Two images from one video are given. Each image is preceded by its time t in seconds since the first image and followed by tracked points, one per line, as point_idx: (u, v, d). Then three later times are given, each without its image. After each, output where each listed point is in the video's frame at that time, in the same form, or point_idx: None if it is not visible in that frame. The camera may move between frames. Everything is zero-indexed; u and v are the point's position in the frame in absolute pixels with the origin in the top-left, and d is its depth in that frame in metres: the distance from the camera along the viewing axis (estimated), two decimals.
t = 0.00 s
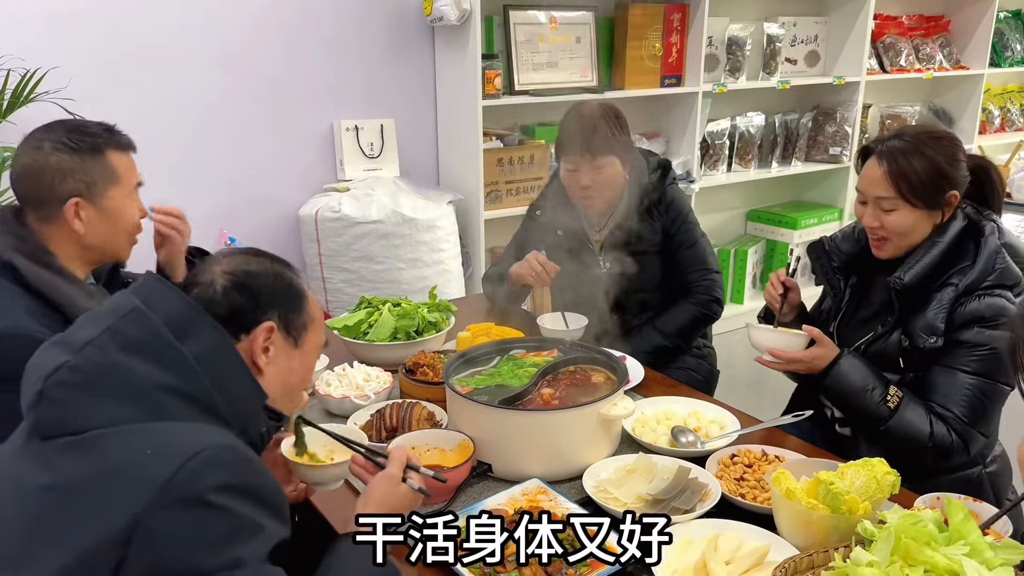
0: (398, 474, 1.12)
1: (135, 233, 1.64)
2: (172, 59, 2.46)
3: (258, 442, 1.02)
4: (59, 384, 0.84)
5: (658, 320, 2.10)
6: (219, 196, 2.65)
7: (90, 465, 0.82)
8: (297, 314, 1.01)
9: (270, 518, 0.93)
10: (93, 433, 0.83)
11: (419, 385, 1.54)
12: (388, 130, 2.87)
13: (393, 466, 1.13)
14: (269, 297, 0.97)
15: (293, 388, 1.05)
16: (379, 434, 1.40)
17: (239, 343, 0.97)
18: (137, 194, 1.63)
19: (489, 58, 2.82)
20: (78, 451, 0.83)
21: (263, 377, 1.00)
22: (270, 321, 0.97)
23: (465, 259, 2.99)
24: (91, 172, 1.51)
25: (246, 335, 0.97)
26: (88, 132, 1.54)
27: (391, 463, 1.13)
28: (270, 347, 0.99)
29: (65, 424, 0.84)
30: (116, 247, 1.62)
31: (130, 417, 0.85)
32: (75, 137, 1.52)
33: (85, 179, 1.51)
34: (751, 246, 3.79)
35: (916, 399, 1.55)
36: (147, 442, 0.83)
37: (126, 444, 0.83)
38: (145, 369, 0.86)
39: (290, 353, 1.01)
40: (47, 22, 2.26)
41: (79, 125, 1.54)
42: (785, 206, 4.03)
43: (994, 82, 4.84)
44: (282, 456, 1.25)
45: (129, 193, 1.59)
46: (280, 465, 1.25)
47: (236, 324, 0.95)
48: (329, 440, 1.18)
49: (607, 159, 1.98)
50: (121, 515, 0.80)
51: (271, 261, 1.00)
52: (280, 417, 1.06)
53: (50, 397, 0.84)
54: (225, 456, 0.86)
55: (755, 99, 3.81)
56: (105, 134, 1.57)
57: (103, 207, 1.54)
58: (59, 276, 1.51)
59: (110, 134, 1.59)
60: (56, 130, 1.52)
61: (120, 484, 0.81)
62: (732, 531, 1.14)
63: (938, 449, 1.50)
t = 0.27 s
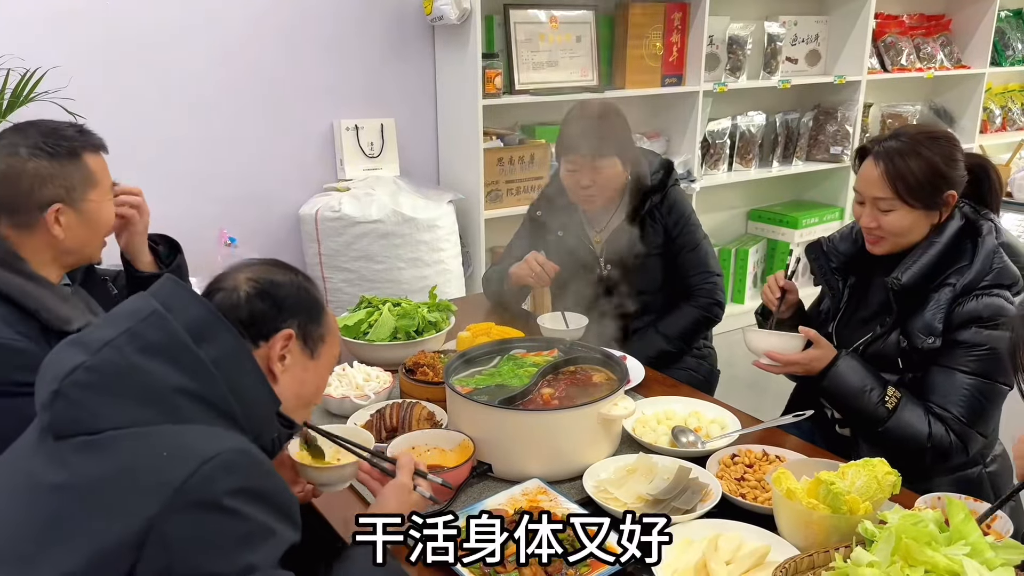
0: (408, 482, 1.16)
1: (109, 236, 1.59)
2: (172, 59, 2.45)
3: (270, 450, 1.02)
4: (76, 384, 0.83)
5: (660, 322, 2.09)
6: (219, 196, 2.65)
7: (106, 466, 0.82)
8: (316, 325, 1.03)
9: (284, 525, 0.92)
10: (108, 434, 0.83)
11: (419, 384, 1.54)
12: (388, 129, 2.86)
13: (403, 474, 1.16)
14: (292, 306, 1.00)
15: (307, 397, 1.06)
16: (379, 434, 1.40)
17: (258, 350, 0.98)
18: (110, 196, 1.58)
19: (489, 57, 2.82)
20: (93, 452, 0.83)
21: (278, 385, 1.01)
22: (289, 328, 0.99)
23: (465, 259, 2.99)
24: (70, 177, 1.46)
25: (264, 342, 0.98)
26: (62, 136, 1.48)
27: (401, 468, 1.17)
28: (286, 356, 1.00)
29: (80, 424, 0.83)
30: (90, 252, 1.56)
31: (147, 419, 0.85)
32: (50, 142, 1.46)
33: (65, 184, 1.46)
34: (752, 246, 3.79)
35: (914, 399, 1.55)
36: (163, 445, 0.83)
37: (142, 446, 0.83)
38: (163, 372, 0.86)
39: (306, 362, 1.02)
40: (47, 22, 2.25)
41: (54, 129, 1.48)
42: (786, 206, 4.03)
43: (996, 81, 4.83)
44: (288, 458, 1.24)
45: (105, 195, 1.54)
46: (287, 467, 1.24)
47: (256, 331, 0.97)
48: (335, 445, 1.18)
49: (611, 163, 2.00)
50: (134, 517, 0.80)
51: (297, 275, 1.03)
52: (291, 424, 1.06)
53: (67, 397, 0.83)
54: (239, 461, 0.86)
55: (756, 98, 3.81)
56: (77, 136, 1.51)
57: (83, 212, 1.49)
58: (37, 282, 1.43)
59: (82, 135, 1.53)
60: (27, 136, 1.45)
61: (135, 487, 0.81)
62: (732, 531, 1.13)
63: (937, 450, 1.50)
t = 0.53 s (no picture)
0: (395, 476, 1.16)
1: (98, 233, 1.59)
2: (172, 59, 2.45)
3: (273, 453, 1.02)
4: (79, 386, 0.83)
5: (661, 325, 2.09)
6: (220, 196, 2.65)
7: (109, 469, 0.82)
8: (319, 331, 1.03)
9: (287, 531, 0.92)
10: (111, 437, 0.83)
11: (419, 385, 1.54)
12: (389, 129, 2.86)
13: (390, 470, 1.17)
14: (296, 311, 0.99)
15: (308, 402, 1.06)
16: (379, 435, 1.40)
17: (261, 354, 0.97)
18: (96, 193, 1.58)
19: (489, 57, 2.82)
20: (97, 455, 0.83)
21: (281, 389, 1.01)
22: (293, 335, 0.99)
23: (466, 259, 2.99)
24: (53, 175, 1.46)
25: (268, 347, 0.98)
26: (44, 135, 1.48)
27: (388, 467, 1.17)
28: (289, 361, 1.00)
29: (82, 426, 0.83)
30: (82, 249, 1.56)
31: (150, 422, 0.84)
32: (31, 141, 1.46)
33: (48, 183, 1.45)
34: (753, 246, 3.78)
35: (913, 398, 1.55)
36: (166, 449, 0.83)
37: (146, 449, 0.82)
38: (165, 374, 0.86)
39: (309, 367, 1.03)
40: (47, 22, 2.25)
41: (35, 128, 1.48)
42: (787, 206, 4.02)
43: (997, 81, 4.82)
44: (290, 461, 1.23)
45: (90, 192, 1.54)
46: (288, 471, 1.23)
47: (261, 335, 0.97)
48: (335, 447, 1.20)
49: (610, 162, 1.98)
50: (138, 520, 0.80)
51: (302, 278, 1.03)
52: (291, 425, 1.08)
53: (69, 399, 0.83)
54: (243, 466, 0.86)
55: (757, 98, 3.81)
56: (58, 132, 1.50)
57: (69, 211, 1.49)
58: (29, 284, 1.43)
59: (63, 131, 1.52)
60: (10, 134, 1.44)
61: (139, 490, 0.81)
62: (733, 532, 1.13)
63: (935, 449, 1.50)
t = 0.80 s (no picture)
0: (400, 479, 1.14)
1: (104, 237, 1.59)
2: (172, 60, 2.45)
3: (270, 453, 1.02)
4: (75, 389, 0.83)
5: (661, 326, 2.09)
6: (221, 196, 2.65)
7: (108, 472, 0.82)
8: (317, 329, 1.03)
9: (286, 532, 0.92)
10: (109, 440, 0.83)
11: (420, 385, 1.54)
12: (390, 129, 2.86)
13: (395, 472, 1.15)
14: (293, 310, 0.99)
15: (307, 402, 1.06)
16: (380, 435, 1.40)
17: (258, 355, 0.98)
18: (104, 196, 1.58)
19: (490, 57, 2.82)
20: (94, 458, 0.83)
21: (279, 388, 1.01)
22: (291, 333, 0.99)
23: (467, 259, 2.99)
24: (61, 176, 1.46)
25: (266, 346, 0.98)
26: (54, 138, 1.48)
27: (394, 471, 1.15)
28: (288, 360, 1.00)
29: (80, 429, 0.84)
30: (86, 252, 1.56)
31: (149, 425, 0.85)
32: (42, 142, 1.46)
33: (57, 184, 1.46)
34: (754, 246, 3.78)
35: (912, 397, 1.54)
36: (164, 451, 0.83)
37: (144, 452, 0.83)
38: (162, 376, 0.86)
39: (308, 365, 1.03)
40: (48, 22, 2.26)
41: (46, 130, 1.48)
42: (788, 206, 4.02)
43: (998, 80, 4.82)
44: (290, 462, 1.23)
45: (98, 195, 1.54)
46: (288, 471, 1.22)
47: (259, 334, 0.97)
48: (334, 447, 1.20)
49: (613, 164, 2.00)
50: (137, 524, 0.80)
51: (297, 276, 1.02)
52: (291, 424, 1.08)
53: (67, 403, 0.83)
54: (241, 468, 0.86)
55: (757, 98, 3.81)
56: (70, 135, 1.51)
57: (76, 213, 1.49)
58: (32, 284, 1.43)
59: (75, 135, 1.53)
60: (21, 135, 1.45)
61: (137, 493, 0.81)
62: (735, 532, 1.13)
63: (934, 447, 1.49)
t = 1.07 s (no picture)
0: (399, 477, 1.15)
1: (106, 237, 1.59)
2: (173, 60, 2.45)
3: (279, 456, 1.02)
4: (84, 388, 0.83)
5: (662, 326, 2.09)
6: (221, 196, 2.65)
7: (115, 471, 0.82)
8: (317, 327, 1.03)
9: (291, 532, 0.93)
10: (117, 439, 0.83)
11: (422, 385, 1.54)
12: (391, 129, 2.86)
13: (393, 470, 1.15)
14: (291, 309, 0.99)
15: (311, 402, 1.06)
16: (382, 435, 1.40)
17: (260, 354, 0.98)
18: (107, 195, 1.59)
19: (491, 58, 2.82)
20: (101, 456, 0.83)
21: (283, 388, 1.01)
22: (290, 331, 0.99)
23: (467, 259, 2.99)
24: (65, 174, 1.47)
25: (266, 346, 0.98)
26: (60, 136, 1.49)
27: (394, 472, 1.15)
28: (290, 359, 1.00)
29: (88, 428, 0.84)
30: (88, 251, 1.56)
31: (157, 424, 0.85)
32: (48, 139, 1.47)
33: (60, 181, 1.46)
34: (755, 246, 3.78)
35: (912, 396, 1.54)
36: (171, 451, 0.83)
37: (151, 452, 0.83)
38: (171, 377, 0.86)
39: (310, 364, 1.02)
40: (48, 22, 2.25)
41: (51, 128, 1.49)
42: (789, 206, 4.02)
43: (999, 80, 4.82)
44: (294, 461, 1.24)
45: (101, 194, 1.55)
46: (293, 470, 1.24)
47: (260, 335, 0.97)
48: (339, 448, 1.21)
49: (613, 164, 1.98)
50: (143, 524, 0.80)
51: (295, 275, 1.03)
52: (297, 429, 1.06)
53: (75, 401, 0.84)
54: (247, 469, 0.86)
55: (758, 98, 3.81)
56: (74, 134, 1.52)
57: (79, 210, 1.50)
58: (36, 281, 1.43)
59: (81, 134, 1.54)
60: (27, 134, 1.46)
61: (144, 493, 0.81)
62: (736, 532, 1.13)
63: (933, 445, 1.49)
